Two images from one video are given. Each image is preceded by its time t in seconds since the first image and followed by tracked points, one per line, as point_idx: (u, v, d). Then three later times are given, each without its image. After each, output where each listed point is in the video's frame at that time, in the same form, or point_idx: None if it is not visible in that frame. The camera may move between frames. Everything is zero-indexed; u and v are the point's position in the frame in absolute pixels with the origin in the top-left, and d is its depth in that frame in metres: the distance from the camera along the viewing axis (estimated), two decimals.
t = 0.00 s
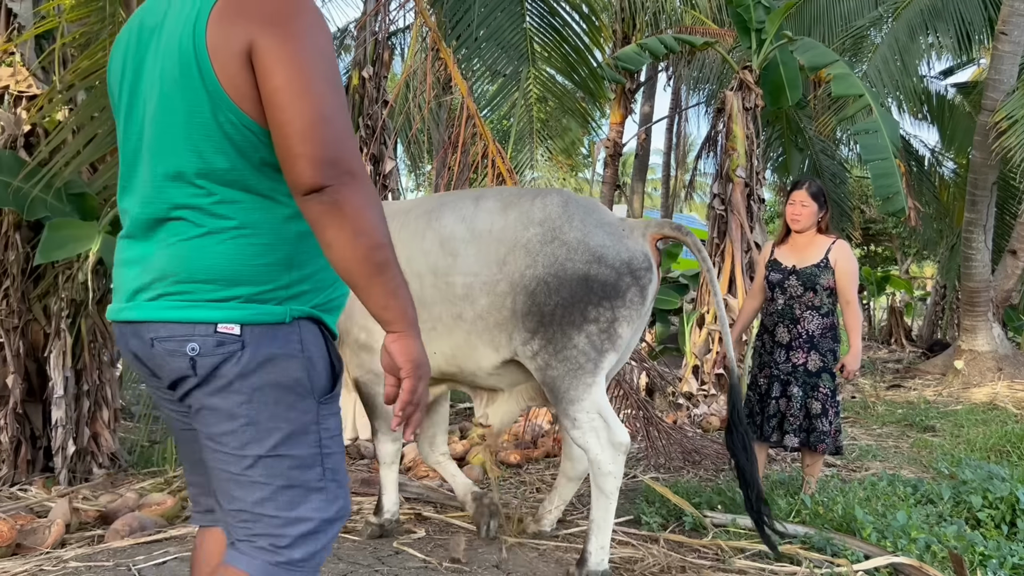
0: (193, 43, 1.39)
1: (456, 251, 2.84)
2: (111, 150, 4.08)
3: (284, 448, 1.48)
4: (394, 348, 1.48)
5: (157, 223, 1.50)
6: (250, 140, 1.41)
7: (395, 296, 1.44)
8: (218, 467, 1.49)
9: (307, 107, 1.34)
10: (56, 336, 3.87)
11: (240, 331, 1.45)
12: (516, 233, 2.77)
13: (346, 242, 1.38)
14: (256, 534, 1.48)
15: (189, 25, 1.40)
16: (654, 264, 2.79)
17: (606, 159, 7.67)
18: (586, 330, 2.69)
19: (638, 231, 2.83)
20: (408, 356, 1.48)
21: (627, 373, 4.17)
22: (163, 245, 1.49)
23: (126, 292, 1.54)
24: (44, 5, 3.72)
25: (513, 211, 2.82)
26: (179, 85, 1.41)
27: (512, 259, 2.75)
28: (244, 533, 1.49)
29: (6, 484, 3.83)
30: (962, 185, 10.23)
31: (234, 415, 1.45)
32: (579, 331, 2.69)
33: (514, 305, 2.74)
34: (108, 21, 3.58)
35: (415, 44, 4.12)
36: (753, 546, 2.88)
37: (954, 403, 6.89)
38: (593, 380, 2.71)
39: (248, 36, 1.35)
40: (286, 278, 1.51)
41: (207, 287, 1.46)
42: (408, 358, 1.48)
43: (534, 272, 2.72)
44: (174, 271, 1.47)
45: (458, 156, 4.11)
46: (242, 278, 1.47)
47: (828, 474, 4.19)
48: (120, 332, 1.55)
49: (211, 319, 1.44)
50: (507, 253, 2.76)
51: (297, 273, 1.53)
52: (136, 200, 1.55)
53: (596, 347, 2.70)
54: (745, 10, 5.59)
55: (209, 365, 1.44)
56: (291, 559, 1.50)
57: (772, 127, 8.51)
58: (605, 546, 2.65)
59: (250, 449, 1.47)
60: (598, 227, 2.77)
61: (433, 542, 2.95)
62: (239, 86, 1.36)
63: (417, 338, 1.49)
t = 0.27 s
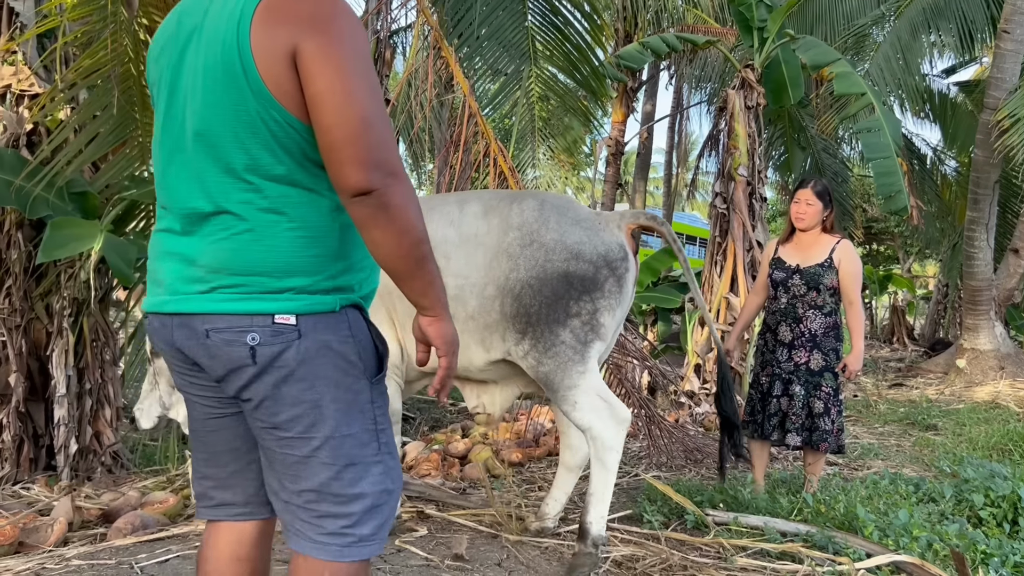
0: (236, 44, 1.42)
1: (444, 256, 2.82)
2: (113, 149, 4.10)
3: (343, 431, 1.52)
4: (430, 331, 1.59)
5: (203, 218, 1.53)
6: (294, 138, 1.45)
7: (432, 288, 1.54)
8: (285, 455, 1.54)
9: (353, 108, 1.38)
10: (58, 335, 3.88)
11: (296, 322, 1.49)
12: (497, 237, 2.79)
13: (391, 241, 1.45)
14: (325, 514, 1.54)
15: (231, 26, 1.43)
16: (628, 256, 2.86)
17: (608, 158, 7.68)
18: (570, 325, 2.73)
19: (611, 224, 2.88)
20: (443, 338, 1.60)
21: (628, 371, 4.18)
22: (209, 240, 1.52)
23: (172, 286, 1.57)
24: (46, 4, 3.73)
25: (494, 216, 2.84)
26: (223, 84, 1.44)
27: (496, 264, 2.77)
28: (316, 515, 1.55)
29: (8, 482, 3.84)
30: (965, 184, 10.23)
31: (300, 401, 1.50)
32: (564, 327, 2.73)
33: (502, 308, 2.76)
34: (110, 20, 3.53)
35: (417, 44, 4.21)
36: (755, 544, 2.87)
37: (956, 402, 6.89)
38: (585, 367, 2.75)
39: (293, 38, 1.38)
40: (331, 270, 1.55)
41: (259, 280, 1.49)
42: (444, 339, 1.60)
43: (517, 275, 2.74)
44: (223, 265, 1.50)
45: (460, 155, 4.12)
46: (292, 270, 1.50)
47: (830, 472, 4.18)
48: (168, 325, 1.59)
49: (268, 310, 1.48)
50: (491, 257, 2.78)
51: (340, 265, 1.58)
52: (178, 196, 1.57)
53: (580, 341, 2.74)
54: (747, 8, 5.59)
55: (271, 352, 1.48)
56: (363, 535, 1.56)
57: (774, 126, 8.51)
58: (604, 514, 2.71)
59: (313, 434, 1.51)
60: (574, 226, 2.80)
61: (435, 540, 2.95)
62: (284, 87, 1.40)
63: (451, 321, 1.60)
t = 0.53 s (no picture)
0: (303, 75, 1.46)
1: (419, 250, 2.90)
2: (117, 148, 4.16)
3: (390, 440, 1.57)
4: (480, 344, 1.68)
5: (269, 240, 1.57)
6: (360, 164, 1.50)
7: (484, 302, 1.64)
8: (329, 461, 1.59)
9: (417, 137, 1.45)
10: (63, 333, 3.90)
11: (360, 336, 1.54)
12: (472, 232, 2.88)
13: (453, 262, 1.54)
14: (365, 523, 1.59)
15: (296, 57, 1.47)
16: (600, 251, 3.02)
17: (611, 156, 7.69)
18: (537, 318, 2.89)
19: (583, 220, 3.02)
20: (491, 351, 1.68)
21: (632, 369, 4.19)
22: (278, 261, 1.56)
23: (241, 305, 1.61)
24: (50, 4, 3.76)
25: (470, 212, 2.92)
26: (289, 113, 1.48)
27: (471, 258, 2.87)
28: (353, 521, 1.60)
29: (13, 480, 3.85)
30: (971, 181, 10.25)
31: (351, 412, 1.55)
32: (531, 320, 2.88)
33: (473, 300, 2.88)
34: (114, 19, 3.66)
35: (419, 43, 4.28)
36: (759, 541, 2.86)
37: (960, 400, 6.88)
38: (543, 361, 2.91)
39: (360, 70, 1.43)
40: (395, 287, 1.60)
41: (324, 298, 1.54)
42: (493, 352, 1.69)
43: (491, 269, 2.84)
44: (295, 286, 1.54)
45: (463, 154, 4.13)
46: (360, 289, 1.55)
47: (834, 470, 4.18)
48: (238, 341, 1.63)
49: (334, 326, 1.53)
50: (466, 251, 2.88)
51: (403, 282, 1.63)
52: (242, 219, 1.61)
53: (545, 334, 2.90)
54: (751, 6, 5.59)
55: (333, 367, 1.53)
56: (397, 546, 1.60)
57: (778, 125, 8.51)
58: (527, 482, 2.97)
59: (361, 444, 1.56)
60: (547, 223, 2.91)
61: (439, 537, 2.95)
62: (350, 116, 1.45)
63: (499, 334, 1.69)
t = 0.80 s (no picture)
0: (358, 78, 1.39)
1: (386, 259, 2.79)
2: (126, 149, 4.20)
3: (429, 438, 1.49)
4: (553, 358, 1.55)
5: (322, 243, 1.50)
6: (415, 168, 1.42)
7: (551, 307, 1.50)
8: (367, 453, 1.52)
9: (472, 143, 1.38)
10: (72, 333, 3.93)
11: (411, 334, 1.46)
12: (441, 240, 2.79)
13: (510, 264, 1.45)
14: (395, 520, 1.50)
15: (351, 61, 1.40)
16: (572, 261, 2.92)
17: (618, 155, 7.70)
18: (509, 327, 2.75)
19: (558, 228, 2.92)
20: (568, 366, 1.55)
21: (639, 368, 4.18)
22: (330, 264, 1.49)
23: (292, 308, 1.54)
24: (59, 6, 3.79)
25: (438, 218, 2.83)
26: (343, 116, 1.41)
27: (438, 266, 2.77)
28: (384, 516, 1.51)
29: (24, 480, 3.88)
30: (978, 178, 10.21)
31: (393, 407, 1.47)
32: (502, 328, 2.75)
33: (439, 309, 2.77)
34: (122, 20, 3.70)
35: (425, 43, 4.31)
36: (767, 540, 2.86)
37: (969, 399, 6.86)
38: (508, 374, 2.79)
39: (415, 75, 1.36)
40: (446, 288, 1.53)
41: (380, 303, 1.46)
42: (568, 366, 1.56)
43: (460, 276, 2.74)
44: (347, 289, 1.46)
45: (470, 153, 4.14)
46: (412, 289, 1.47)
47: (842, 469, 4.17)
48: (289, 344, 1.56)
49: (385, 323, 1.45)
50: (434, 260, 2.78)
51: (453, 283, 1.55)
52: (295, 222, 1.55)
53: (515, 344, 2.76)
54: (757, 4, 5.58)
55: (385, 364, 1.45)
56: (425, 546, 1.52)
57: (784, 123, 8.50)
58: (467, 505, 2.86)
59: (399, 440, 1.48)
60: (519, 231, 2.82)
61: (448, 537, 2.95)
62: (404, 122, 1.38)
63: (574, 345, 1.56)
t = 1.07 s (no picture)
0: (410, 81, 1.41)
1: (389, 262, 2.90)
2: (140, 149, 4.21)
3: (461, 436, 1.48)
4: (585, 358, 1.51)
5: (365, 241, 1.49)
6: (461, 168, 1.43)
7: (584, 309, 1.48)
8: (396, 448, 1.50)
9: (516, 146, 1.40)
10: (87, 333, 3.95)
11: (450, 333, 1.46)
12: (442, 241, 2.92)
13: (550, 263, 1.44)
14: (420, 517, 1.48)
15: (403, 66, 1.42)
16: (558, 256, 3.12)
17: (630, 153, 7.69)
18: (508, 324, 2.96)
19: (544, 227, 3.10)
20: (599, 368, 1.51)
21: (651, 368, 4.17)
22: (373, 262, 1.48)
23: (333, 305, 1.53)
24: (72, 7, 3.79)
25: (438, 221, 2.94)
26: (393, 117, 1.42)
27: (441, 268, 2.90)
28: (407, 513, 1.49)
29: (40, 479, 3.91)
30: (994, 175, 10.17)
31: (426, 403, 1.46)
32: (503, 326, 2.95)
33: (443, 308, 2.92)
34: (136, 22, 3.68)
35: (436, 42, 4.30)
36: (783, 540, 2.84)
37: (985, 398, 6.80)
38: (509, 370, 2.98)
39: (467, 80, 1.39)
40: (484, 289, 1.53)
41: (421, 301, 1.45)
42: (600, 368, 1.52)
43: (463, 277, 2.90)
44: (390, 286, 1.46)
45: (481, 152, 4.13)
46: (453, 289, 1.47)
47: (857, 469, 4.14)
48: (328, 340, 1.54)
49: (426, 320, 1.44)
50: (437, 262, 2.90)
51: (491, 285, 1.55)
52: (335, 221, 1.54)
53: (515, 340, 2.97)
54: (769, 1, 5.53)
55: (423, 360, 1.44)
56: (446, 545, 1.49)
57: (797, 120, 8.46)
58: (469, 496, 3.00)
59: (430, 437, 1.47)
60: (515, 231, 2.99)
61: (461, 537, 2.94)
62: (452, 124, 1.40)
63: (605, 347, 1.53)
